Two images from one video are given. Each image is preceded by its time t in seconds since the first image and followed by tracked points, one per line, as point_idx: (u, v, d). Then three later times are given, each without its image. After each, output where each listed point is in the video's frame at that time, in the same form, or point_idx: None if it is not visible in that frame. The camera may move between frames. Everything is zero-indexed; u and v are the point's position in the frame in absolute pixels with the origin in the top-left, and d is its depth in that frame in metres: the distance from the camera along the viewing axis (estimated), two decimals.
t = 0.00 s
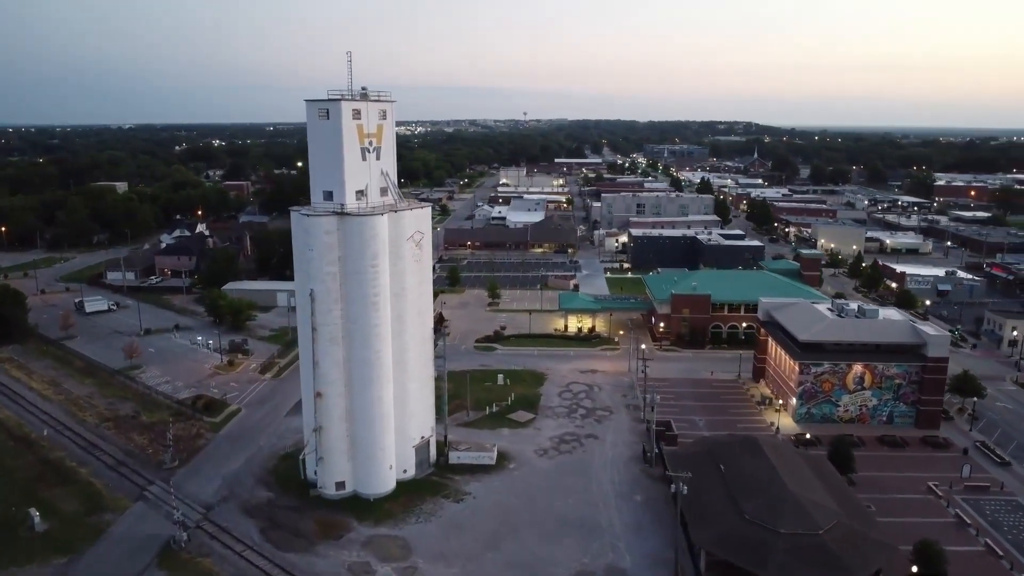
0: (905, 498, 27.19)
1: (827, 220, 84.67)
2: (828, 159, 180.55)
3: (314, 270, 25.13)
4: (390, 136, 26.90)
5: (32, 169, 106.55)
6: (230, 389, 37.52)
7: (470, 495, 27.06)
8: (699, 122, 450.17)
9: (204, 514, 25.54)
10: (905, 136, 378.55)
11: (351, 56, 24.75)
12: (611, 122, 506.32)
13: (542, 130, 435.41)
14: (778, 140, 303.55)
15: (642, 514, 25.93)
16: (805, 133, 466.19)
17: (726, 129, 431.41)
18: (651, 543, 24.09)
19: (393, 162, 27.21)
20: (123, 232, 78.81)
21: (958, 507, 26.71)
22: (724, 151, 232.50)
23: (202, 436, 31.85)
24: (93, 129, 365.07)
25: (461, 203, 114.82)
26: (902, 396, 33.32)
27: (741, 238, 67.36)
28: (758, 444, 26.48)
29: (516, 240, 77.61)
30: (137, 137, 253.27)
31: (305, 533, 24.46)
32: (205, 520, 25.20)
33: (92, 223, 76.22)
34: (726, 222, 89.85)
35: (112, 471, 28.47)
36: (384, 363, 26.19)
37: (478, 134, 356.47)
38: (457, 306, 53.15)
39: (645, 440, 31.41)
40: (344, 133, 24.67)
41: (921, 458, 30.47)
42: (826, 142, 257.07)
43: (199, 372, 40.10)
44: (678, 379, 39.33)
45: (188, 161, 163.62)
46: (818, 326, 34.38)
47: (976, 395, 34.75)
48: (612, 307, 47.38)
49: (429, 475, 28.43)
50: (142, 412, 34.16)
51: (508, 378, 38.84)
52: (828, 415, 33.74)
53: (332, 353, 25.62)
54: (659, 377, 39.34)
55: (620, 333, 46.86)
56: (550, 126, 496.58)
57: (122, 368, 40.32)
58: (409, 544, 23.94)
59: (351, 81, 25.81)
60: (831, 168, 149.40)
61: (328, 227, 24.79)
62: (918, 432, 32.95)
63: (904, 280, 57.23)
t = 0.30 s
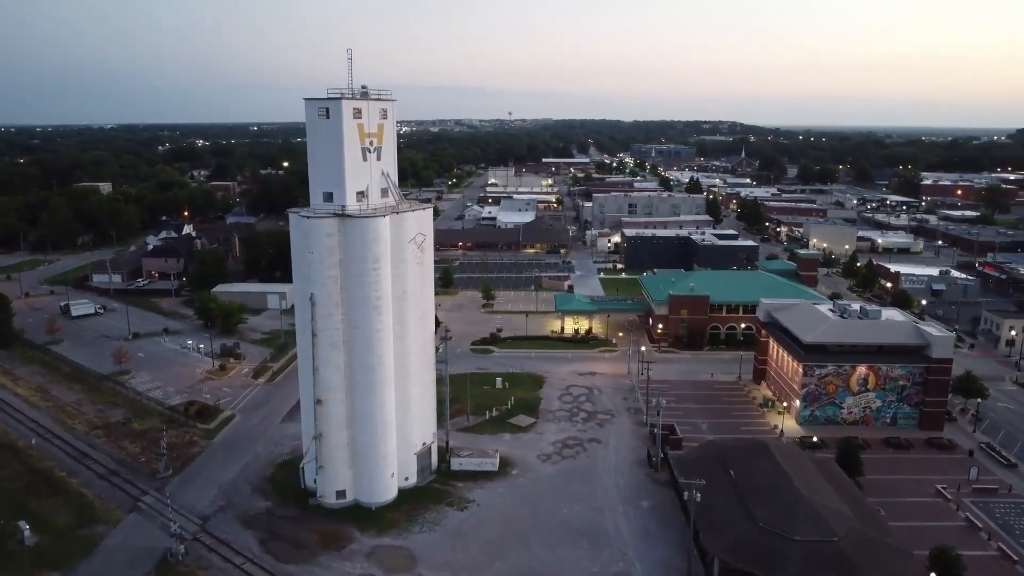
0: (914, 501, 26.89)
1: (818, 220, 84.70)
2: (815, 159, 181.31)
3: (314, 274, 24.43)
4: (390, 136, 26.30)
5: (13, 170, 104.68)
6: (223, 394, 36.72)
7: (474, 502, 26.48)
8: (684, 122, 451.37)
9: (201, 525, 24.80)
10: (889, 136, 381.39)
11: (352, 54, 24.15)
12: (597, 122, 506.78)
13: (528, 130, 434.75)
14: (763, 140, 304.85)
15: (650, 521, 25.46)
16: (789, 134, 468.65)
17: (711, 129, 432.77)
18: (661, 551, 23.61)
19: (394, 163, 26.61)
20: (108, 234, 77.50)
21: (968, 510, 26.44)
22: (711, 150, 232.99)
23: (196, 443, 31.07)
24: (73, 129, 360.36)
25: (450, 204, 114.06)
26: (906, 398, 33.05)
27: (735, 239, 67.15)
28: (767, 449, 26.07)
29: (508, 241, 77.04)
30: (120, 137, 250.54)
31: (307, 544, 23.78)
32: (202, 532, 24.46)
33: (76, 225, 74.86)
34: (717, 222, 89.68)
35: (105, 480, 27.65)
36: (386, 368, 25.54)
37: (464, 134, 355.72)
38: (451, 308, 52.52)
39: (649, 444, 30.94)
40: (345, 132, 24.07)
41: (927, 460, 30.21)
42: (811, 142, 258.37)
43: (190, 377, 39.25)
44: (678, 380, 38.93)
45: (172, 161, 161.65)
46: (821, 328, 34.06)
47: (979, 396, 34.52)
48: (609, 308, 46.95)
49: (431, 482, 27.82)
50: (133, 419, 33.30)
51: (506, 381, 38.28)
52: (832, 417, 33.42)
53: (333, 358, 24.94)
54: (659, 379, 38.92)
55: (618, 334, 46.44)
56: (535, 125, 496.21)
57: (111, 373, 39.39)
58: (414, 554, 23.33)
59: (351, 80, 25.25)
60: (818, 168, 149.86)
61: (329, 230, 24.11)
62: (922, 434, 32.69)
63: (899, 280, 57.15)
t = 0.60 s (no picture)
0: (912, 503, 26.76)
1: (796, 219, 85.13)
2: (789, 159, 182.89)
3: (304, 278, 23.65)
4: (380, 136, 25.63)
5: None
6: (205, 402, 35.73)
7: (469, 511, 25.90)
8: (658, 122, 453.60)
9: (188, 539, 23.96)
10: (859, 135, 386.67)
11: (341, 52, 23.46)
12: (572, 122, 507.63)
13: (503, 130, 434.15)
14: (736, 140, 307.02)
15: (649, 527, 25.05)
16: (761, 134, 473.21)
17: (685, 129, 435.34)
18: (662, 558, 23.21)
19: (384, 163, 25.94)
20: (79, 236, 75.63)
21: (965, 511, 26.36)
22: (686, 150, 234.15)
23: (178, 453, 30.11)
24: (38, 130, 353.34)
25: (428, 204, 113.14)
26: (897, 397, 33.03)
27: (717, 238, 67.20)
28: (766, 452, 25.78)
29: (489, 241, 76.42)
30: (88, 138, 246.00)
31: (299, 557, 23.05)
32: (189, 546, 23.63)
33: (46, 228, 72.96)
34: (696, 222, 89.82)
35: (85, 493, 26.67)
36: (378, 375, 24.85)
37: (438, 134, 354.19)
38: (435, 310, 51.83)
39: (643, 448, 30.58)
40: (335, 132, 23.39)
41: (921, 461, 30.14)
42: (783, 143, 261.37)
43: (170, 384, 38.17)
44: (668, 382, 38.65)
45: (142, 162, 158.63)
46: (812, 328, 33.91)
47: (968, 395, 34.58)
48: (595, 309, 46.62)
49: (424, 490, 27.19)
50: (112, 428, 32.26)
51: (495, 384, 37.73)
52: (824, 418, 33.28)
53: (324, 365, 24.20)
54: (649, 381, 38.61)
55: (605, 336, 46.07)
56: (510, 125, 495.80)
57: (87, 380, 38.23)
58: (410, 566, 22.70)
59: (339, 78, 24.56)
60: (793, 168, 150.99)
61: (319, 233, 23.37)
62: (914, 434, 32.65)
63: (881, 279, 57.44)
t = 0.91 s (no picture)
0: (911, 504, 26.61)
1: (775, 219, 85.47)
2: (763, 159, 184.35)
3: (295, 284, 22.84)
4: (371, 137, 24.89)
5: None
6: (187, 410, 34.68)
7: (466, 520, 25.27)
8: (631, 121, 455.42)
9: (175, 556, 23.05)
10: (829, 134, 391.30)
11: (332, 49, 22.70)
12: (545, 121, 507.98)
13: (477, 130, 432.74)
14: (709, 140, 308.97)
15: (651, 534, 24.60)
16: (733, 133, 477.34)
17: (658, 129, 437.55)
18: (665, 566, 22.77)
19: (375, 164, 25.20)
20: (49, 239, 73.60)
21: (965, 511, 26.26)
22: (661, 150, 235.15)
23: (161, 464, 29.10)
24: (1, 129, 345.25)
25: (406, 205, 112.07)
26: (891, 398, 32.94)
27: (700, 238, 67.16)
28: (768, 457, 25.45)
29: (469, 242, 75.70)
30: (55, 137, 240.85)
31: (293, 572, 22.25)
32: (177, 563, 22.73)
33: (14, 231, 70.86)
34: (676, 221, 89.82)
35: (65, 508, 25.60)
36: (372, 383, 24.11)
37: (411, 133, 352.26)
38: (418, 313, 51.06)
39: (639, 452, 30.14)
40: (326, 132, 22.63)
41: (917, 461, 30.03)
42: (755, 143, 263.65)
43: (149, 392, 37.02)
44: (659, 384, 38.29)
45: (111, 162, 155.39)
46: (805, 328, 33.71)
47: (959, 394, 34.57)
48: (582, 311, 46.16)
49: (418, 500, 26.51)
50: (90, 439, 31.12)
51: (485, 389, 37.08)
52: (818, 419, 33.10)
53: (316, 373, 23.41)
54: (640, 384, 38.22)
55: (592, 337, 45.64)
56: (484, 125, 494.82)
57: (62, 389, 36.95)
58: None
59: (330, 76, 23.79)
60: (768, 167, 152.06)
61: (311, 236, 22.58)
62: (907, 434, 32.60)
63: (863, 278, 57.68)
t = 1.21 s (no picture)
0: (918, 507, 26.41)
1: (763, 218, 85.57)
2: (746, 158, 185.08)
3: (294, 288, 22.19)
4: (370, 136, 24.29)
5: None
6: (177, 417, 33.89)
7: (470, 529, 24.74)
8: (614, 121, 456.22)
9: (171, 570, 22.34)
10: (811, 134, 393.93)
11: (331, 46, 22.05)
12: (528, 122, 507.80)
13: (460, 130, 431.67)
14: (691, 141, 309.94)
15: (658, 540, 24.21)
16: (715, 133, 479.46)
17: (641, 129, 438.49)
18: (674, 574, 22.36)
19: (374, 165, 24.59)
20: (29, 242, 72.14)
21: (971, 514, 26.11)
22: (645, 150, 235.53)
23: (153, 474, 28.33)
24: None
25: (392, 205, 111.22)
26: (891, 399, 32.78)
27: (691, 238, 67.03)
28: (776, 462, 25.15)
29: (458, 243, 75.10)
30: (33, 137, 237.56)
31: None
32: None
33: None
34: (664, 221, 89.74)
35: (54, 520, 24.78)
36: (373, 390, 23.53)
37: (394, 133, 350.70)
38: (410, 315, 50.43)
39: (641, 457, 29.78)
40: (326, 132, 22.01)
41: (921, 463, 29.86)
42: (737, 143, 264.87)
43: (137, 399, 36.16)
44: (657, 386, 37.95)
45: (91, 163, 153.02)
46: (806, 329, 33.45)
47: (958, 394, 34.48)
48: (577, 313, 45.76)
49: (419, 507, 25.95)
50: (79, 448, 30.28)
51: (482, 392, 36.56)
52: (819, 421, 32.88)
53: (316, 380, 22.78)
54: (637, 386, 37.85)
55: (588, 339, 45.24)
56: (467, 125, 493.81)
57: (48, 397, 36.00)
58: None
59: (329, 75, 23.19)
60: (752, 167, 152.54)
61: (311, 239, 21.94)
62: (908, 435, 32.44)
63: (854, 277, 57.71)
